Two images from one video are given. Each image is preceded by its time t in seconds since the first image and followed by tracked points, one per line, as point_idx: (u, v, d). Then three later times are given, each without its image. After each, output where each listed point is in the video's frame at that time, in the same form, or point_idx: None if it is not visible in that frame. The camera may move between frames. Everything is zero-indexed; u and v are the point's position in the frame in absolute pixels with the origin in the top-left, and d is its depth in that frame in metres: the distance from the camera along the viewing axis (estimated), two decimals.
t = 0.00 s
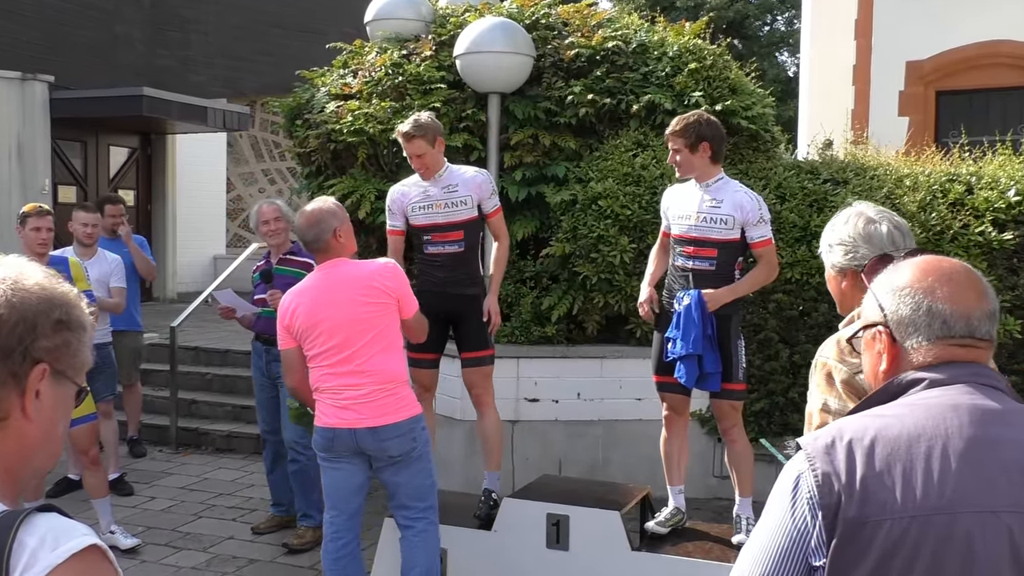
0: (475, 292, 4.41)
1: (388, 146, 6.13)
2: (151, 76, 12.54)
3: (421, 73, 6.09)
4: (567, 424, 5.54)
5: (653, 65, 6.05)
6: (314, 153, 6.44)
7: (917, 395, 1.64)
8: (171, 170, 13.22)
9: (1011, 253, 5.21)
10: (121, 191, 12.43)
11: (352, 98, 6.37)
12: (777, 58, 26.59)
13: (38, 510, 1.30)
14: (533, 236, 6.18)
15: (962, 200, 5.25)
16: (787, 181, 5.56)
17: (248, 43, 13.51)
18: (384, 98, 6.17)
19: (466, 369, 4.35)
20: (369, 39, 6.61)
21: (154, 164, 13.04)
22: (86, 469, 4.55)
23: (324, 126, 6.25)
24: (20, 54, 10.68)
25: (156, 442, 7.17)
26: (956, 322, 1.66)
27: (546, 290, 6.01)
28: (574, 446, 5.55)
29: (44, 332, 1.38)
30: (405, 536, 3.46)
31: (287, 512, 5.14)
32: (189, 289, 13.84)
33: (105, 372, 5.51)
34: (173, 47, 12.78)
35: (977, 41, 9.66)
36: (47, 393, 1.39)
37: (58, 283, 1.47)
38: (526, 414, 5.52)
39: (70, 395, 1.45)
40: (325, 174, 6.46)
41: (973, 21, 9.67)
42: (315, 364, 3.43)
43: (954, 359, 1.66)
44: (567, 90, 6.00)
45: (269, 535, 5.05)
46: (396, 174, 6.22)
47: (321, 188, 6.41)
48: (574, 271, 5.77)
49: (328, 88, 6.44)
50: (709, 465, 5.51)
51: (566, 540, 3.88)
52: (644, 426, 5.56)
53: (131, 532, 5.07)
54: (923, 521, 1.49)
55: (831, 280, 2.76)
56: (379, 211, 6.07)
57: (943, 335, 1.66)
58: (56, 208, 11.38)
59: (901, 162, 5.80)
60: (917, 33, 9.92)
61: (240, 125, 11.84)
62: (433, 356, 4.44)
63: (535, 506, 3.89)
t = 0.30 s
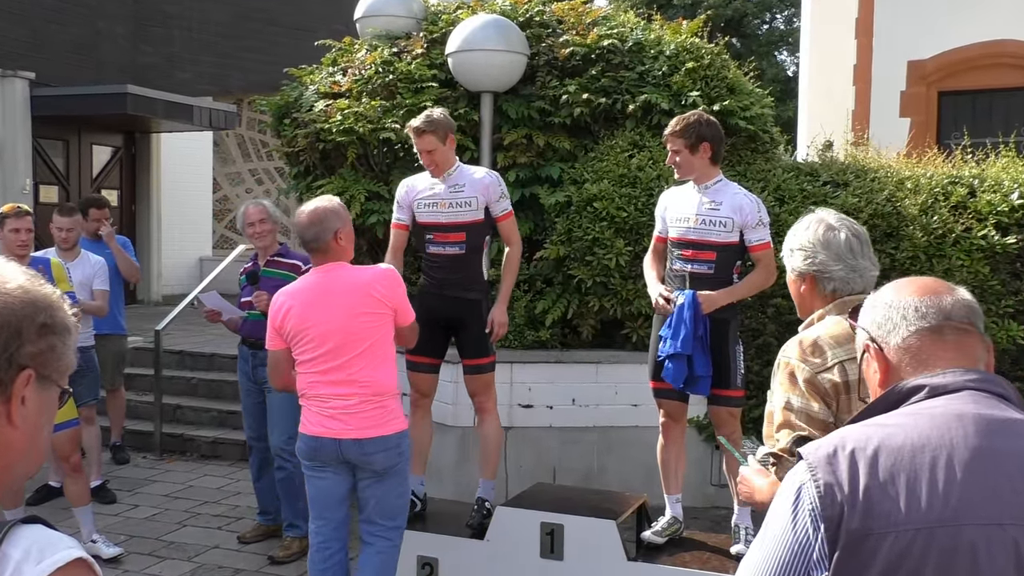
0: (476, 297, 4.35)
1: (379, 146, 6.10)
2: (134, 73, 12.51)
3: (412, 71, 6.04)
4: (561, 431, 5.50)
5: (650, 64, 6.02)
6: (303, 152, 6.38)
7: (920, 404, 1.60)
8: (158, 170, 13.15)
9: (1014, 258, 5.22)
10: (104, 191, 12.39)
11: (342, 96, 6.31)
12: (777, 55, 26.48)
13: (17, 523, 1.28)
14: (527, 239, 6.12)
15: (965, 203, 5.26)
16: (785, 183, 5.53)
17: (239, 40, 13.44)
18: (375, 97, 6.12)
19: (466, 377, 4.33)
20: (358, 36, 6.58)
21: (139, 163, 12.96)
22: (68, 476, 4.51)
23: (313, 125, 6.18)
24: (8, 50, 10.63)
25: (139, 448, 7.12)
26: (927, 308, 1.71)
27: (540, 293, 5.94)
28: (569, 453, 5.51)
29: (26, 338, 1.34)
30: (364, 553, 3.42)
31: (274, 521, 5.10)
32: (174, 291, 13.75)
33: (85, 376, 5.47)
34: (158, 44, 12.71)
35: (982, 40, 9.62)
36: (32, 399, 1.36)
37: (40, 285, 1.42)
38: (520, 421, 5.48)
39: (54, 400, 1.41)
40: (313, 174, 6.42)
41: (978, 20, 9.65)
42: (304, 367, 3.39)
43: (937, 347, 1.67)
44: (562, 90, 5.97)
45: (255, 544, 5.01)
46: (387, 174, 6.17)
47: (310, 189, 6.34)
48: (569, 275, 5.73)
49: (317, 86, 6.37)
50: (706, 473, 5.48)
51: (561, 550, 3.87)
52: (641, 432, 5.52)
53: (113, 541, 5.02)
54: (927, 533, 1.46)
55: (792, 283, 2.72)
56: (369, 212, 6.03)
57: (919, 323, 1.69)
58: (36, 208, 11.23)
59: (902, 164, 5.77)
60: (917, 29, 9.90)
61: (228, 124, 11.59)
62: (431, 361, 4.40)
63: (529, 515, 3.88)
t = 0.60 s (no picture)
0: (480, 294, 4.32)
1: (374, 139, 6.05)
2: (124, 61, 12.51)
3: (409, 61, 6.03)
4: (560, 431, 5.46)
5: (653, 55, 5.98)
6: (297, 145, 6.32)
7: (924, 399, 1.56)
8: (145, 161, 13.12)
9: None
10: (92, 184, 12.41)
11: (336, 88, 6.24)
12: (784, 48, 26.37)
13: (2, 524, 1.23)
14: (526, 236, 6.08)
15: (975, 198, 5.24)
16: (791, 177, 5.48)
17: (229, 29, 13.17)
18: (370, 88, 6.08)
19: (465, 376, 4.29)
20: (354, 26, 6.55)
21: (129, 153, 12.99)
22: (55, 477, 4.46)
23: (307, 116, 6.13)
24: None
25: (128, 447, 7.08)
26: (930, 301, 1.67)
27: (540, 290, 5.89)
28: (568, 454, 5.47)
29: (16, 331, 1.30)
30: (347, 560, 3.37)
31: (267, 522, 5.06)
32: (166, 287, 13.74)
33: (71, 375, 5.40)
34: (148, 33, 12.74)
35: (992, 32, 9.60)
36: (20, 396, 1.31)
37: (31, 278, 1.38)
38: (519, 420, 5.43)
39: (43, 398, 1.36)
40: (307, 168, 6.37)
41: (989, 12, 9.61)
42: (295, 360, 3.35)
43: (941, 342, 1.63)
44: (562, 82, 5.92)
45: (246, 546, 4.97)
46: (383, 168, 6.13)
47: (304, 183, 6.28)
48: (569, 271, 5.69)
49: (311, 77, 6.31)
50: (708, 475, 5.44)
51: (559, 552, 3.85)
52: (642, 432, 5.49)
53: (100, 544, 4.98)
54: (931, 528, 1.41)
55: (762, 263, 2.72)
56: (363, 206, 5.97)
57: (923, 318, 1.65)
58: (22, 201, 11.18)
59: (911, 158, 5.75)
60: (928, 19, 9.86)
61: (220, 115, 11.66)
62: (433, 360, 4.36)
63: (528, 517, 3.85)
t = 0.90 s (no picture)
0: (461, 284, 4.27)
1: (354, 125, 5.99)
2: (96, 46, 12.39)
3: (389, 44, 6.00)
4: (546, 424, 5.43)
5: (640, 38, 5.92)
6: (274, 130, 6.20)
7: (915, 388, 1.53)
8: (119, 146, 13.02)
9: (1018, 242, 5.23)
10: (62, 171, 12.26)
11: (314, 71, 6.17)
12: (776, 32, 26.39)
13: None
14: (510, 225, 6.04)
15: (968, 183, 5.25)
16: (781, 164, 5.40)
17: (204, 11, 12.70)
18: (349, 72, 6.03)
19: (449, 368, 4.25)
20: (333, 9, 6.51)
21: (100, 140, 12.83)
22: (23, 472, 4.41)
23: (284, 101, 6.01)
24: None
25: (101, 441, 7.01)
26: (922, 291, 1.63)
27: (524, 279, 5.89)
28: (554, 448, 5.45)
29: None
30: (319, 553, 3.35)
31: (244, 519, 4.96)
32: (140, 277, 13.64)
33: (41, 368, 5.47)
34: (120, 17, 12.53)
35: (987, 16, 9.58)
36: None
37: None
38: (503, 412, 5.39)
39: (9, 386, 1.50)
40: (284, 154, 6.26)
41: None
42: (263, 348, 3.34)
43: (932, 330, 1.60)
44: (546, 66, 5.89)
45: (223, 543, 4.92)
46: (363, 155, 6.07)
47: (281, 170, 6.20)
48: (554, 260, 5.66)
49: (288, 61, 6.24)
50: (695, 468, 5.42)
51: (543, 547, 3.82)
52: (628, 425, 5.47)
53: (72, 541, 4.93)
54: (921, 520, 1.38)
55: (715, 249, 2.75)
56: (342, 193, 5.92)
57: (914, 305, 1.62)
58: None
59: (902, 144, 5.76)
60: (920, 2, 9.86)
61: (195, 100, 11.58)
62: (414, 351, 4.32)
63: (512, 511, 3.82)
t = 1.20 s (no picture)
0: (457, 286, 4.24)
1: (349, 124, 5.95)
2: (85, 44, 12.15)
3: (385, 42, 5.94)
4: (547, 430, 5.39)
5: (642, 35, 5.88)
6: (267, 131, 6.15)
7: (927, 392, 1.49)
8: (109, 145, 12.96)
9: None
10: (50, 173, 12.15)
11: (308, 69, 6.14)
12: (780, 26, 26.32)
13: None
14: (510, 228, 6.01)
15: (978, 182, 5.24)
16: (788, 163, 5.37)
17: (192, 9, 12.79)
18: (345, 70, 6.00)
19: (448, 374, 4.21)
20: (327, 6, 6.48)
21: (89, 141, 12.74)
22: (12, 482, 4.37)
23: (278, 101, 5.97)
24: None
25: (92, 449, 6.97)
26: (935, 293, 1.59)
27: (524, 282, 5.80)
28: (555, 455, 5.41)
29: None
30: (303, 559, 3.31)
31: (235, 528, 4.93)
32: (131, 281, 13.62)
33: (29, 376, 5.47)
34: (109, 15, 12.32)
35: (994, 11, 9.65)
36: None
37: None
38: (503, 418, 5.35)
39: None
40: (278, 155, 6.21)
41: None
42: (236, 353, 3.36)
43: (944, 332, 1.56)
44: (546, 63, 5.85)
45: (216, 553, 4.88)
46: (359, 156, 6.03)
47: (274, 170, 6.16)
48: (555, 262, 5.61)
49: (283, 59, 6.20)
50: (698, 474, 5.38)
51: (546, 557, 3.78)
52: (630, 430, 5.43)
53: (62, 552, 4.89)
54: (935, 527, 1.35)
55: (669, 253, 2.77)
56: (338, 194, 5.89)
57: (926, 308, 1.58)
58: None
59: (912, 142, 5.74)
60: None
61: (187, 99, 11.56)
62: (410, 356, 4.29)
63: (513, 521, 3.78)
